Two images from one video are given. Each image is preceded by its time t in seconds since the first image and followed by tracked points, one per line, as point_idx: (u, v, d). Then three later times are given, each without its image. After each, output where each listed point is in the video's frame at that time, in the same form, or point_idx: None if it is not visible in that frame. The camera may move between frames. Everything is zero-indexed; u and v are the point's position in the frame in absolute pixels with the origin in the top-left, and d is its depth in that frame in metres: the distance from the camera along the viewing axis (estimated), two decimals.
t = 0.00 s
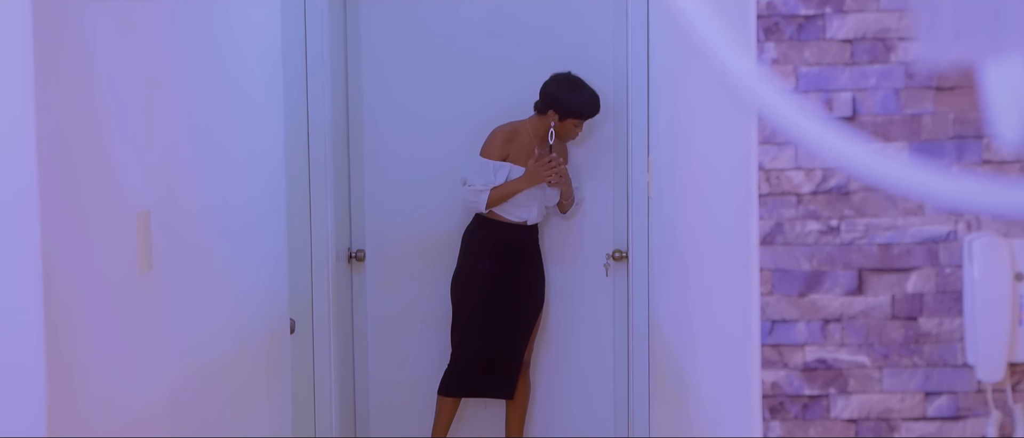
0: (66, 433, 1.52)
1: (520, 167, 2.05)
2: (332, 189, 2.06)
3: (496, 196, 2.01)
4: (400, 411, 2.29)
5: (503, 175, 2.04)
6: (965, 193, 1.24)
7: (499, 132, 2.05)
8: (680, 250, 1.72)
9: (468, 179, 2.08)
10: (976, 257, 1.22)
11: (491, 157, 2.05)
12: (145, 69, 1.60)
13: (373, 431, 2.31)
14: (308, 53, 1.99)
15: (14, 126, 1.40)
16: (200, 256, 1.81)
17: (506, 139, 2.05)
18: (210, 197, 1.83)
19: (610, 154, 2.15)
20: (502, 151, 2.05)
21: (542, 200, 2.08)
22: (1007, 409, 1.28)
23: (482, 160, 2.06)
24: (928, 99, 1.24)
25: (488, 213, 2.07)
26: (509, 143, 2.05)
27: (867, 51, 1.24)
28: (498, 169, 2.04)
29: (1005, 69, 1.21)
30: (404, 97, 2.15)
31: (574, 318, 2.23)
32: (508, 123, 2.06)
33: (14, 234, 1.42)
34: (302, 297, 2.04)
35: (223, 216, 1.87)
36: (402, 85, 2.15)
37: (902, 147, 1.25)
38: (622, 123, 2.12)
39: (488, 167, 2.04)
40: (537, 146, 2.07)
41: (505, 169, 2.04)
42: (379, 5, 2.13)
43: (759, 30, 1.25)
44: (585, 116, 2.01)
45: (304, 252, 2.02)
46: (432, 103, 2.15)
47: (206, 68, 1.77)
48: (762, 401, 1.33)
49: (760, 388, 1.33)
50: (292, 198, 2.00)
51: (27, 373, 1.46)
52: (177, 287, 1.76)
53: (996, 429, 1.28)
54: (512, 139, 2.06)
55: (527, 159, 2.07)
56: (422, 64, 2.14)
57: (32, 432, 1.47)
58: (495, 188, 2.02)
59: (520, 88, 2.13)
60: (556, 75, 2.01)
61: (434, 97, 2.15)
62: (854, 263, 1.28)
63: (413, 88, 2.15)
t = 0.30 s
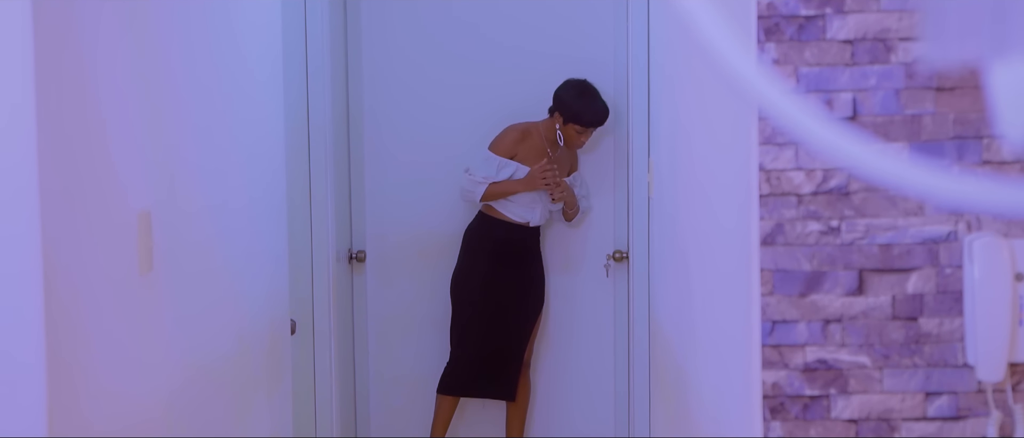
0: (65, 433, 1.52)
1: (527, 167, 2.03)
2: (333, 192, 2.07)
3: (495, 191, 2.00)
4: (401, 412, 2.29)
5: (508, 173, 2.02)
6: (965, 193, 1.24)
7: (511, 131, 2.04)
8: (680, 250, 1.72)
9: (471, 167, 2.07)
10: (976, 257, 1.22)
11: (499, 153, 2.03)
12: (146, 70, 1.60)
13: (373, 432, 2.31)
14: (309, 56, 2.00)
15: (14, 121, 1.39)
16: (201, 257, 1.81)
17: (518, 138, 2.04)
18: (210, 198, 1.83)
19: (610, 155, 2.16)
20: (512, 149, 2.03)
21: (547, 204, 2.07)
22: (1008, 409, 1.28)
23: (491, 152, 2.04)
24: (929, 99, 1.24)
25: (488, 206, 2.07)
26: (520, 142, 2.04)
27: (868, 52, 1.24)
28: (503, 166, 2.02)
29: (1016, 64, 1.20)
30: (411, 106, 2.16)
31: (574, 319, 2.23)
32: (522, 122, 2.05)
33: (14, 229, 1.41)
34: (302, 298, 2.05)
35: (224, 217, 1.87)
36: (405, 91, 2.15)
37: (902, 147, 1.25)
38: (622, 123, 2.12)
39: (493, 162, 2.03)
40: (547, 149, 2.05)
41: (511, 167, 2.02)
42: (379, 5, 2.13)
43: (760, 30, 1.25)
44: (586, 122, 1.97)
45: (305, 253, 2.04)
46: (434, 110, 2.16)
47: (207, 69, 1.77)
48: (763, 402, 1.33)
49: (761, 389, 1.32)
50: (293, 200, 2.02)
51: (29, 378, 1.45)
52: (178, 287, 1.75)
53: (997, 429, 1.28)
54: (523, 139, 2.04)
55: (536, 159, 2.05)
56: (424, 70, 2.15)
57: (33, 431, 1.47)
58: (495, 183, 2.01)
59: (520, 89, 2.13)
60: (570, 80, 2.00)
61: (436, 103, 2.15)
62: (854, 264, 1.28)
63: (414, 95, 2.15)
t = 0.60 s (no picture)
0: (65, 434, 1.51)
1: (539, 172, 2.03)
2: (333, 194, 2.07)
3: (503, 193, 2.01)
4: (400, 412, 2.29)
5: (519, 176, 2.02)
6: (966, 194, 1.24)
7: (528, 134, 2.02)
8: (681, 251, 1.72)
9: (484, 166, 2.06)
10: (977, 258, 1.22)
11: (512, 156, 2.03)
12: (146, 71, 1.61)
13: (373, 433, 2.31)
14: (310, 56, 2.00)
15: (14, 122, 1.38)
16: (202, 257, 1.81)
17: (533, 142, 2.03)
18: (211, 199, 1.83)
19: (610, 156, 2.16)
20: (526, 153, 2.03)
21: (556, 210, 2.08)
22: (1009, 410, 1.28)
23: (505, 154, 2.04)
24: (929, 100, 1.24)
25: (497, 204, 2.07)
26: (535, 146, 2.03)
27: (869, 53, 1.24)
28: (514, 169, 2.02)
29: (1015, 68, 1.22)
30: (417, 118, 2.16)
31: (576, 320, 2.24)
32: (538, 125, 2.05)
33: (14, 231, 1.41)
34: (302, 298, 2.06)
35: (225, 218, 1.87)
36: (407, 101, 2.16)
37: (903, 148, 1.25)
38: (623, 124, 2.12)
39: (504, 165, 2.02)
40: (562, 154, 2.05)
41: (523, 171, 2.02)
42: (379, 7, 2.13)
43: (761, 31, 1.25)
44: (587, 126, 1.93)
45: (305, 253, 2.05)
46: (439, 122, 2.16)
47: (208, 70, 1.78)
48: (764, 403, 1.33)
49: (761, 390, 1.32)
50: (292, 201, 2.03)
51: (29, 378, 1.45)
52: (178, 286, 1.75)
53: (998, 430, 1.28)
54: (538, 143, 2.04)
55: (549, 165, 2.05)
56: (428, 83, 2.15)
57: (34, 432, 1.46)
58: (505, 185, 2.02)
59: (521, 90, 2.14)
60: (583, 86, 1.97)
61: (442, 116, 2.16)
62: (855, 265, 1.28)
63: (424, 110, 2.16)
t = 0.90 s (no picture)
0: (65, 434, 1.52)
1: (550, 176, 2.05)
2: (333, 195, 2.06)
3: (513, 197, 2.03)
4: (401, 413, 2.29)
5: (530, 180, 2.04)
6: (966, 195, 1.24)
7: (539, 139, 2.04)
8: (681, 251, 1.72)
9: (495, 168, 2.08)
10: (977, 259, 1.22)
11: (523, 160, 2.04)
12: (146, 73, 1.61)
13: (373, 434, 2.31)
14: (311, 56, 1.98)
15: (14, 123, 1.39)
16: (202, 258, 1.81)
17: (544, 147, 2.05)
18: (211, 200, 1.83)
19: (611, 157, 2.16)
20: (537, 157, 2.05)
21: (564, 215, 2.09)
22: (1008, 410, 1.28)
23: (516, 157, 2.05)
24: (929, 100, 1.24)
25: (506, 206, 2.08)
26: (546, 151, 2.05)
27: (868, 53, 1.24)
28: (525, 173, 2.04)
29: (999, 70, 1.21)
30: (416, 121, 2.16)
31: (578, 320, 2.24)
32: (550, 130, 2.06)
33: (14, 234, 1.41)
34: (303, 302, 2.04)
35: (225, 219, 1.87)
36: (406, 106, 2.16)
37: (903, 149, 1.25)
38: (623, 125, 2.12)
39: (514, 168, 2.04)
40: (572, 159, 2.07)
41: (534, 175, 2.04)
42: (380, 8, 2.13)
43: (761, 32, 1.25)
44: (596, 132, 1.95)
45: (306, 256, 2.02)
46: (439, 125, 2.16)
47: (208, 71, 1.78)
48: (764, 403, 1.33)
49: (761, 390, 1.32)
50: (292, 206, 2.01)
51: (32, 379, 1.45)
52: (178, 289, 1.75)
53: (998, 430, 1.29)
54: (549, 148, 2.05)
55: (560, 170, 2.07)
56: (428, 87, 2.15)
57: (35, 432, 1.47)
58: (515, 188, 2.04)
59: (521, 91, 2.13)
60: (595, 92, 2.00)
61: (441, 119, 2.16)
62: (855, 265, 1.28)
63: (422, 112, 2.16)
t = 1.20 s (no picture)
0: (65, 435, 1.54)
1: (552, 179, 2.06)
2: (333, 195, 2.03)
3: (514, 199, 2.06)
4: (401, 414, 2.29)
5: (532, 183, 2.06)
6: (966, 197, 1.24)
7: (542, 142, 2.05)
8: (681, 252, 1.72)
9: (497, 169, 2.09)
10: (977, 260, 1.22)
11: (526, 162, 2.06)
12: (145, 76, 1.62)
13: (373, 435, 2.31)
14: (310, 57, 1.95)
15: (15, 123, 1.40)
16: (203, 259, 1.83)
17: (548, 150, 2.06)
18: (210, 201, 1.83)
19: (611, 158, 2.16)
20: (540, 160, 2.06)
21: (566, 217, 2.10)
22: (1008, 411, 1.28)
23: (519, 159, 2.07)
24: (929, 102, 1.24)
25: (507, 207, 2.09)
26: (549, 154, 2.06)
27: (868, 54, 1.24)
28: (527, 175, 2.06)
29: (992, 72, 1.22)
30: (416, 126, 2.16)
31: (579, 321, 2.23)
32: (554, 132, 2.06)
33: (14, 236, 1.42)
34: (303, 303, 2.00)
35: (225, 220, 1.87)
36: (406, 108, 2.16)
37: (903, 149, 1.25)
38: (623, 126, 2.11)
39: (517, 170, 2.06)
40: (576, 163, 2.07)
41: (536, 177, 2.06)
42: (379, 10, 2.13)
43: (760, 33, 1.26)
44: (600, 136, 1.99)
45: (306, 258, 1.99)
46: (438, 130, 2.16)
47: (208, 73, 1.78)
48: (764, 404, 1.33)
49: (761, 392, 1.32)
50: (291, 209, 1.98)
51: (32, 380, 1.47)
52: (178, 290, 1.78)
53: (998, 431, 1.28)
54: (553, 150, 2.07)
55: (563, 173, 2.07)
56: (428, 92, 2.15)
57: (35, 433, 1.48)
58: (518, 190, 2.06)
59: (521, 92, 2.13)
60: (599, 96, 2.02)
61: (441, 124, 2.16)
62: (855, 266, 1.28)
63: (421, 117, 2.16)
